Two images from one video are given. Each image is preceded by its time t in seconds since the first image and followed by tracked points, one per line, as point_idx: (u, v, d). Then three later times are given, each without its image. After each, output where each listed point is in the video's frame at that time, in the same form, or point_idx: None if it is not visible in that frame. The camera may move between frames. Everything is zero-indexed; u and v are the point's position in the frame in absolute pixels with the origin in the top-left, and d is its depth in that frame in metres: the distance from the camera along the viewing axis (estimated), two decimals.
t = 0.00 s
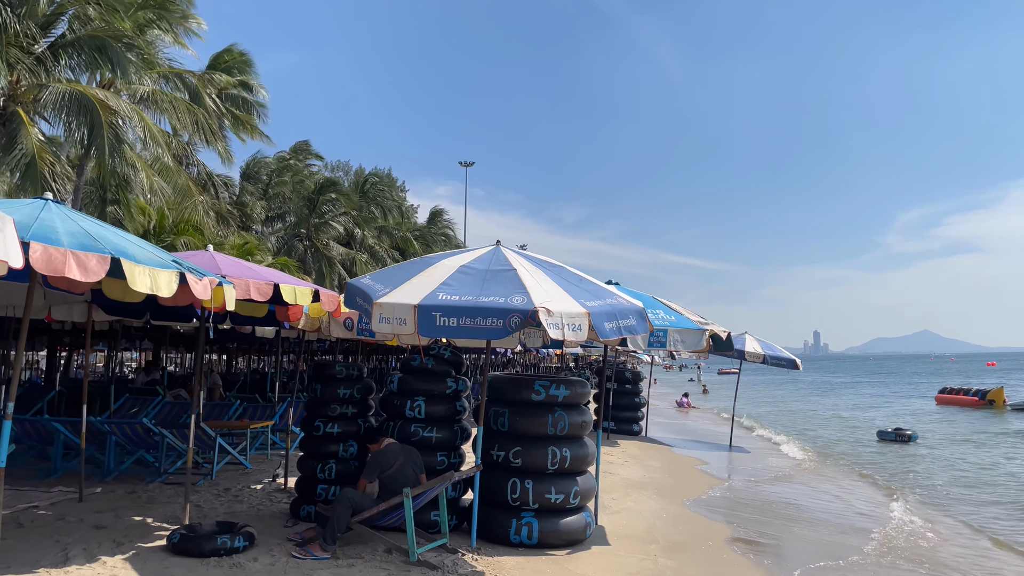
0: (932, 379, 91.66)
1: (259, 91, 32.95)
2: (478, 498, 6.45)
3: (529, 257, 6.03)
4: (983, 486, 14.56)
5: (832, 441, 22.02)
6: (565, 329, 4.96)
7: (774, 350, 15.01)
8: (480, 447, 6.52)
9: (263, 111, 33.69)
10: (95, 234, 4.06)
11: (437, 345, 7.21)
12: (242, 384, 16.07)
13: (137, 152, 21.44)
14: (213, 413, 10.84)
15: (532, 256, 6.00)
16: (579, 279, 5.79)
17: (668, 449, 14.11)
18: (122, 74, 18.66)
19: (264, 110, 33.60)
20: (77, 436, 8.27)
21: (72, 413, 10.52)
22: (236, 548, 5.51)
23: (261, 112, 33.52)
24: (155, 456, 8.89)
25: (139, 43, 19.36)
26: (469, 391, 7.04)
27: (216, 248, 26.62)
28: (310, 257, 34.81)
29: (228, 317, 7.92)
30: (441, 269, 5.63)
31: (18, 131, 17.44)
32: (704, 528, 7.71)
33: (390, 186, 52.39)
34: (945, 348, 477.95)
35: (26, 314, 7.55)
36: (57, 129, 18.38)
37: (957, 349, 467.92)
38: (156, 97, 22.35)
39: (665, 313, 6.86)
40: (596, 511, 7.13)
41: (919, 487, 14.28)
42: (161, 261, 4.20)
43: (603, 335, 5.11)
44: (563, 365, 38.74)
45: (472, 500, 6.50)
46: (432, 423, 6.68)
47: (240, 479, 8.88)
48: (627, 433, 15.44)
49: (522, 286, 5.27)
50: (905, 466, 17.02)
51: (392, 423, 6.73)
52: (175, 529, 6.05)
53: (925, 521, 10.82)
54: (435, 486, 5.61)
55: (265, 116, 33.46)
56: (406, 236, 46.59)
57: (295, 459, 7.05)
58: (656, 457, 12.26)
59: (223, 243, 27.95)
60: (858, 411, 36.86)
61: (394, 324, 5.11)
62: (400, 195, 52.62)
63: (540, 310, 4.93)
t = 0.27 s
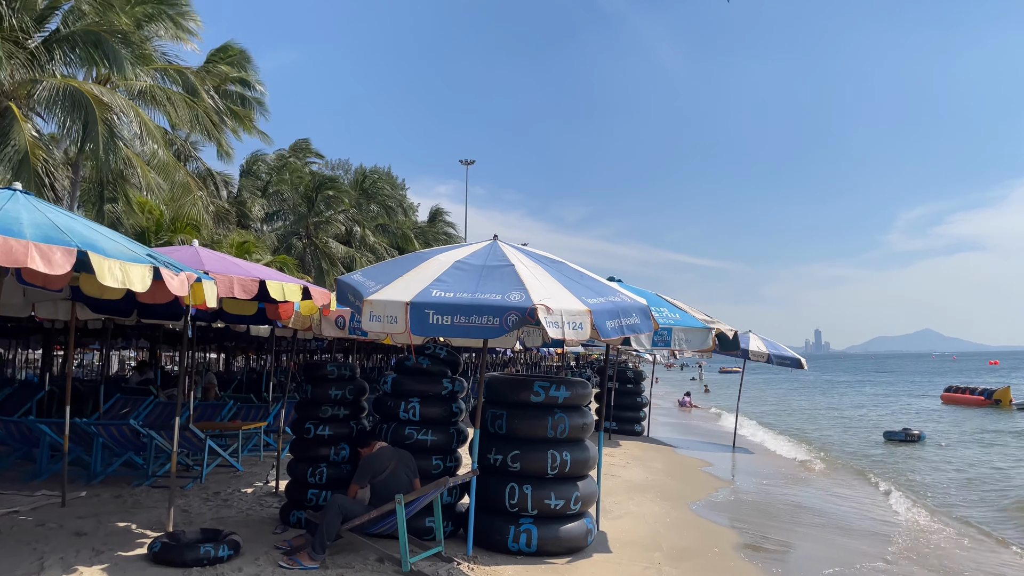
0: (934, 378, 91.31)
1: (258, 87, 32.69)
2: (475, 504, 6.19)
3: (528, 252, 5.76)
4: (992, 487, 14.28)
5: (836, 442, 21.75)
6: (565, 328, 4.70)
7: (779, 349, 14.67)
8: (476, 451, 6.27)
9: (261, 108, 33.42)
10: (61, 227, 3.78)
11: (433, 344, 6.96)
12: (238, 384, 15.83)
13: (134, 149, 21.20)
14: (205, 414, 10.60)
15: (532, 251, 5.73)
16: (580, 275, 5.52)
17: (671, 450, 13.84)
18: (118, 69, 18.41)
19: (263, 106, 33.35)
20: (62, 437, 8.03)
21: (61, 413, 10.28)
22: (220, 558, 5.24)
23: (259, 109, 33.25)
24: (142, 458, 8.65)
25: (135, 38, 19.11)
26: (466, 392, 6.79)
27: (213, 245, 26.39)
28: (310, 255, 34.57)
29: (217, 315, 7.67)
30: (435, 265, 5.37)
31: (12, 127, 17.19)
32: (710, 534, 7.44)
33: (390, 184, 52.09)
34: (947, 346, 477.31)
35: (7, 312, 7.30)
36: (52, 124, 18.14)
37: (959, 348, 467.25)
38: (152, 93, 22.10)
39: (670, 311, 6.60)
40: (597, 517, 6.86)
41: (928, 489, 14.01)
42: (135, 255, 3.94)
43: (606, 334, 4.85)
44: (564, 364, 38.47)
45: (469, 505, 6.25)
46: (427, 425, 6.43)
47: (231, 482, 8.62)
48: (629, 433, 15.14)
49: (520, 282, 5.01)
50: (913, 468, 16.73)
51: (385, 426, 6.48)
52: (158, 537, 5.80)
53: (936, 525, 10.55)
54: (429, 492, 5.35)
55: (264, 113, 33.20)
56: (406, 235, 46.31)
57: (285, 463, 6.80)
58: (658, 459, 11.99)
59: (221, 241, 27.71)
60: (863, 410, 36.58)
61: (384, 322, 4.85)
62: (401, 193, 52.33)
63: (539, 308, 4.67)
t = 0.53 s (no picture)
0: (937, 378, 90.98)
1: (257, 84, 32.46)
2: (474, 509, 5.95)
3: (529, 247, 5.51)
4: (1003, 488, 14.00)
5: (841, 442, 21.50)
6: (568, 326, 4.45)
7: (784, 348, 14.35)
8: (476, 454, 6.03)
9: (261, 105, 33.20)
10: (31, 217, 3.54)
11: (431, 343, 6.72)
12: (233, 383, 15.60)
13: (131, 146, 20.98)
14: (198, 415, 10.38)
15: (533, 245, 5.47)
16: (584, 271, 5.27)
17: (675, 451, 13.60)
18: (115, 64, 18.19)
19: (262, 104, 33.15)
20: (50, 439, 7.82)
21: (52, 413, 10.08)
22: (207, 568, 4.99)
23: (259, 106, 33.03)
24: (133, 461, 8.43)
25: (132, 33, 18.89)
26: (465, 392, 6.56)
27: (212, 243, 26.18)
28: (310, 253, 34.36)
29: (209, 313, 7.45)
30: (433, 259, 5.11)
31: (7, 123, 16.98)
32: (717, 540, 7.20)
33: (391, 183, 51.83)
34: (948, 346, 476.65)
35: None
36: (48, 120, 17.93)
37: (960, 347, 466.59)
38: (150, 88, 21.88)
39: (678, 309, 6.35)
40: (601, 522, 6.61)
41: (937, 491, 13.76)
42: (111, 249, 3.70)
43: (612, 333, 4.61)
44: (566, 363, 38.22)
45: (468, 511, 6.01)
46: (425, 427, 6.19)
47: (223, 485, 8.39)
48: (632, 434, 14.88)
49: (522, 278, 4.76)
50: (921, 469, 16.47)
51: (381, 428, 6.25)
52: (143, 544, 5.57)
53: (947, 528, 10.30)
54: (426, 498, 5.11)
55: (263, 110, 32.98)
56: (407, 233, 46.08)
57: (278, 466, 6.57)
58: (662, 460, 11.74)
59: (220, 239, 27.51)
60: (867, 410, 36.28)
61: (378, 320, 4.61)
62: (402, 192, 52.08)
63: (541, 305, 4.42)
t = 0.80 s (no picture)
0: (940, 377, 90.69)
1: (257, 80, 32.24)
2: (478, 512, 5.71)
3: (535, 237, 5.26)
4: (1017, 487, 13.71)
5: (847, 441, 21.25)
6: (578, 320, 4.21)
7: (791, 346, 14.05)
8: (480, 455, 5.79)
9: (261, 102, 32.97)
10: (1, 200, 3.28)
11: (432, 339, 6.49)
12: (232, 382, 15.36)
13: (130, 141, 20.73)
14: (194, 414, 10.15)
15: (540, 235, 5.22)
16: (593, 263, 5.02)
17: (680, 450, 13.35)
18: (113, 59, 17.97)
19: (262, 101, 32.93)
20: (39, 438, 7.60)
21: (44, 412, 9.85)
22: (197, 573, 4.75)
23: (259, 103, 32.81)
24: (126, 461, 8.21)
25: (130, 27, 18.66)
26: (468, 390, 6.33)
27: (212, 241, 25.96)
28: (310, 251, 34.14)
29: (203, 309, 7.22)
30: (434, 250, 4.87)
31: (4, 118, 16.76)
32: (729, 544, 6.94)
33: (392, 181, 51.56)
34: (950, 345, 476.06)
35: None
36: (45, 115, 17.70)
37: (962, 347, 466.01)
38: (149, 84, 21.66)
39: (690, 303, 6.12)
40: (609, 525, 6.36)
41: (948, 490, 13.50)
42: (87, 236, 3.44)
43: (624, 327, 4.37)
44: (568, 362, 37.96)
45: (472, 513, 5.77)
46: (426, 426, 5.95)
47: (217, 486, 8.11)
48: (636, 433, 14.43)
49: (529, 269, 4.51)
50: (931, 468, 16.20)
51: (380, 427, 6.02)
52: (131, 548, 5.33)
53: (961, 528, 10.05)
54: (427, 500, 4.87)
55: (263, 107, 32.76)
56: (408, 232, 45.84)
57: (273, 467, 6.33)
58: (668, 460, 11.49)
59: (220, 237, 27.29)
60: (872, 409, 36.00)
61: (378, 313, 4.37)
62: (402, 190, 51.83)
63: (550, 297, 4.18)
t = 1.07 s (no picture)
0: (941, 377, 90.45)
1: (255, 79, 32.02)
2: (477, 523, 5.48)
3: (538, 235, 5.03)
4: None
5: (851, 443, 21.01)
6: (583, 323, 3.98)
7: (795, 348, 13.80)
8: (479, 462, 5.57)
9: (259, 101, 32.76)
10: None
11: (429, 342, 6.26)
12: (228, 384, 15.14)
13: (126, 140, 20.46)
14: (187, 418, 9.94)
15: (543, 233, 4.98)
16: (598, 263, 4.78)
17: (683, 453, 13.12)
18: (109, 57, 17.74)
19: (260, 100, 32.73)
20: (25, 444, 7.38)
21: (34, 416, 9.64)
22: None
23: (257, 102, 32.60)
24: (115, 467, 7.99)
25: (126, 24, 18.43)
26: (467, 395, 6.10)
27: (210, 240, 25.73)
28: (309, 251, 33.92)
29: (194, 310, 7.00)
30: (432, 249, 4.63)
31: None
32: (737, 553, 6.70)
33: (392, 181, 51.26)
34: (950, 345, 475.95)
35: None
36: (40, 113, 17.46)
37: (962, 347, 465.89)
38: (145, 82, 21.44)
39: (697, 305, 5.88)
40: (614, 535, 6.12)
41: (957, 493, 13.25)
42: (59, 235, 3.20)
43: (632, 331, 4.13)
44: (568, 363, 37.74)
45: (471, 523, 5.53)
46: (423, 433, 5.72)
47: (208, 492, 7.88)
48: (637, 436, 14.21)
49: (531, 269, 4.28)
50: (938, 471, 15.96)
51: (376, 433, 5.80)
52: (115, 561, 5.10)
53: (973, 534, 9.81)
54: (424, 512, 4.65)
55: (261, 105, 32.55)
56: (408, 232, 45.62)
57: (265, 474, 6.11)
58: (672, 464, 11.25)
59: (218, 236, 27.08)
60: (875, 410, 35.74)
61: (372, 315, 4.14)
62: (402, 190, 51.60)
63: (553, 299, 3.94)
